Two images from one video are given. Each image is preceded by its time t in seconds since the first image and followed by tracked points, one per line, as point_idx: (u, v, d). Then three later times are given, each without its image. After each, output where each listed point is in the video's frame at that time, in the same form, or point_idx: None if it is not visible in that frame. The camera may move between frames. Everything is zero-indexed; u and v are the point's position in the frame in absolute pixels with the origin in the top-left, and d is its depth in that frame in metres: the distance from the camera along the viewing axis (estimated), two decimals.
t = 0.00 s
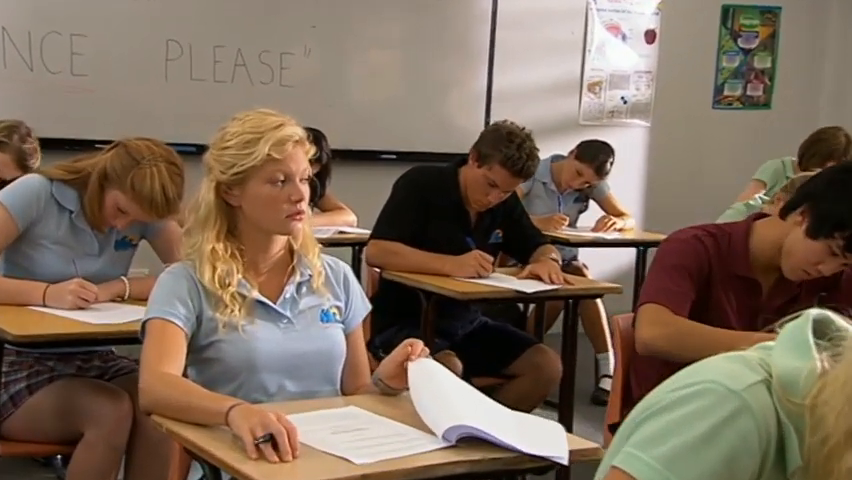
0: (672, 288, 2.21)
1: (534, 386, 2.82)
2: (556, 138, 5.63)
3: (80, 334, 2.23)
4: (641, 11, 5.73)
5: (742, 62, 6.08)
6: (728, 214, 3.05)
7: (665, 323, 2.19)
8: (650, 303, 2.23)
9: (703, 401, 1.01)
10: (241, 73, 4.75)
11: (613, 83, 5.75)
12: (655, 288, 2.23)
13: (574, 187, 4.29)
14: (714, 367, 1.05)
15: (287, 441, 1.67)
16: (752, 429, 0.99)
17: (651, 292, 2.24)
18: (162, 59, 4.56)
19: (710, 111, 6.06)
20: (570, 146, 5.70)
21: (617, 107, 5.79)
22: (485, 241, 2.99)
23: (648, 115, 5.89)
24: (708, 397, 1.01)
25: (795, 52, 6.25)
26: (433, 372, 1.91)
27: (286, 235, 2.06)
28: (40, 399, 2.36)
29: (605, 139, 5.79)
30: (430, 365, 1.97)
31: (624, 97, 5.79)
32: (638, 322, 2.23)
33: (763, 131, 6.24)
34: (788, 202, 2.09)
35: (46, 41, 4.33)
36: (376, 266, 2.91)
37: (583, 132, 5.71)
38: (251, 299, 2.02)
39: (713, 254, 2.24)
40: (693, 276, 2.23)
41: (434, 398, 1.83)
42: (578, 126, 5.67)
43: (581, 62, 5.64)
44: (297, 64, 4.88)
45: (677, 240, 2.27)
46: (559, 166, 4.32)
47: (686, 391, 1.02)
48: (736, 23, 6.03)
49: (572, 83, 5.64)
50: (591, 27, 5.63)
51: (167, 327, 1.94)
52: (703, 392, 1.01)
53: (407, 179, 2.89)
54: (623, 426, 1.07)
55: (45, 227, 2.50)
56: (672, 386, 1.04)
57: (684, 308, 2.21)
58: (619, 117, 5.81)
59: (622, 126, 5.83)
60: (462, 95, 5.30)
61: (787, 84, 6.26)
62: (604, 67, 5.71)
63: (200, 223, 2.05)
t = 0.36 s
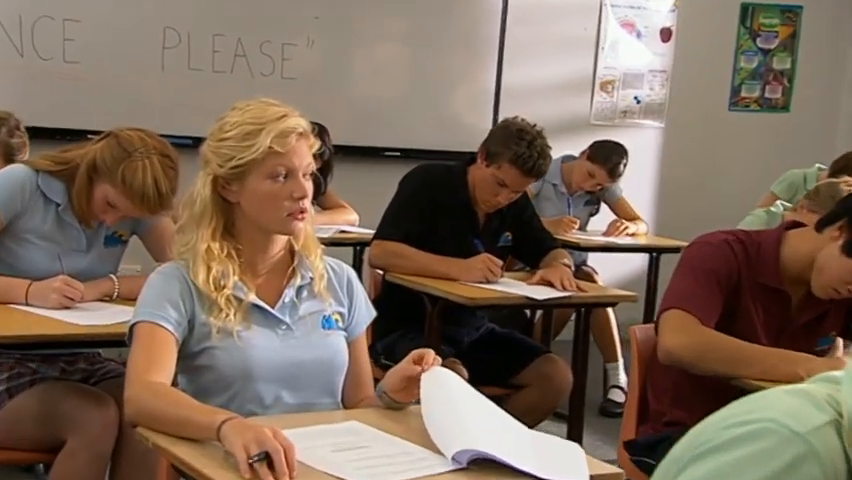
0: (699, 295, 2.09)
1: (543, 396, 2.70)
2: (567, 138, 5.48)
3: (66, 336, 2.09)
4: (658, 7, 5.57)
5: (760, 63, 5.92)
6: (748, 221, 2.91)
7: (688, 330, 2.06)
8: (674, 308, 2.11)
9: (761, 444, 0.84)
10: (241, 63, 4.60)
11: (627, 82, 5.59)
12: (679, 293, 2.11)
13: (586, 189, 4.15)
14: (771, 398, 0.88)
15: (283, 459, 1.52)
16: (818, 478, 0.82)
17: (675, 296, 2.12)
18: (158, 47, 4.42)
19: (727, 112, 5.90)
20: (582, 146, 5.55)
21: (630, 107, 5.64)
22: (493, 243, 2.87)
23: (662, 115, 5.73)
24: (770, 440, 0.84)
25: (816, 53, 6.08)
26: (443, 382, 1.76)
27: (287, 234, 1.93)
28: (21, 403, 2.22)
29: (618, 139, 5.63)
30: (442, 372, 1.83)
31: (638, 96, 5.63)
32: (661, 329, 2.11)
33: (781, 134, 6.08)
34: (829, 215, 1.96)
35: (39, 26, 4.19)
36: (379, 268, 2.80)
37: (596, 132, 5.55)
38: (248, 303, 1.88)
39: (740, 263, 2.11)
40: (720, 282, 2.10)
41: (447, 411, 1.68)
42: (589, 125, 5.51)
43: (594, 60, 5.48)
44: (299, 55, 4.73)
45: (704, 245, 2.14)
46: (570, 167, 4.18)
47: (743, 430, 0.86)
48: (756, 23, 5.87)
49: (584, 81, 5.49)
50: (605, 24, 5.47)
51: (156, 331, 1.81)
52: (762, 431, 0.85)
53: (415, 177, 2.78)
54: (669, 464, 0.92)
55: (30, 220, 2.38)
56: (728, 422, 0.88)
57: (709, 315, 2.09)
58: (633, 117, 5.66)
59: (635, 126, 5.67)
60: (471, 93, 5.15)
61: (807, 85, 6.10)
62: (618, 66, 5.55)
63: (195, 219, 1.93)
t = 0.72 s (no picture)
0: (724, 316, 1.95)
1: (552, 413, 2.56)
2: (578, 143, 5.34)
3: (46, 342, 1.94)
4: (676, 9, 5.43)
5: (779, 70, 5.77)
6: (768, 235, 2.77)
7: (713, 353, 1.92)
8: (697, 332, 1.97)
9: None
10: (241, 58, 4.46)
11: (641, 87, 5.45)
12: (702, 315, 1.98)
13: (598, 196, 4.03)
14: None
15: None
16: None
17: (698, 319, 1.98)
18: (155, 39, 4.27)
19: (744, 120, 5.77)
20: (593, 152, 5.41)
21: (643, 113, 5.50)
22: (503, 251, 2.76)
23: (676, 122, 5.60)
24: None
25: (839, 62, 5.92)
26: (460, 402, 1.59)
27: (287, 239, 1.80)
28: None
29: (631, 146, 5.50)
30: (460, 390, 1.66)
31: (652, 102, 5.50)
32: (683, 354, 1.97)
33: (797, 143, 5.93)
34: None
35: (32, 15, 4.05)
36: (382, 275, 2.66)
37: (607, 137, 5.42)
38: (243, 312, 1.75)
39: (768, 281, 1.97)
40: (747, 302, 1.96)
41: (463, 437, 1.50)
42: (600, 130, 5.38)
43: (607, 63, 5.35)
44: (301, 51, 4.59)
45: (730, 262, 2.00)
46: (581, 173, 4.05)
47: None
48: (775, 28, 5.73)
49: (596, 85, 5.35)
50: (620, 26, 5.34)
51: (144, 340, 1.67)
52: None
53: (420, 179, 2.67)
54: None
55: (13, 217, 2.29)
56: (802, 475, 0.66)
57: (735, 336, 1.95)
58: (647, 123, 5.52)
59: (649, 133, 5.54)
60: (481, 94, 5.02)
61: (830, 92, 5.93)
62: (632, 70, 5.42)
63: (189, 219, 1.80)
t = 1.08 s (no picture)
0: (757, 338, 1.84)
1: (558, 436, 2.43)
2: (589, 152, 5.22)
3: (26, 346, 1.81)
4: (694, 19, 5.31)
5: (800, 84, 5.63)
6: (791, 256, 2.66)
7: (741, 377, 1.81)
8: (726, 353, 1.86)
9: None
10: (244, 54, 4.32)
11: (656, 97, 5.33)
12: (731, 336, 1.86)
13: (611, 210, 3.91)
14: None
15: None
16: None
17: (726, 339, 1.87)
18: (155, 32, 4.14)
19: (763, 136, 5.63)
20: (605, 163, 5.29)
21: (658, 124, 5.37)
22: (513, 263, 2.64)
23: (692, 135, 5.47)
24: None
25: None
26: (477, 438, 1.39)
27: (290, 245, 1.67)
28: None
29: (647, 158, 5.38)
30: (479, 420, 1.45)
31: (667, 114, 5.37)
32: (709, 375, 1.85)
33: (815, 161, 5.76)
34: None
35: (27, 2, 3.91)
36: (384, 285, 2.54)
37: (619, 148, 5.30)
38: (241, 323, 1.62)
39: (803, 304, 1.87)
40: (780, 326, 1.86)
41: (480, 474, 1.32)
42: (613, 141, 5.25)
43: (622, 72, 5.23)
44: (306, 49, 4.45)
45: (765, 282, 1.89)
46: (594, 185, 3.94)
47: None
48: (797, 41, 5.59)
49: (610, 93, 5.23)
50: (637, 34, 5.22)
51: (132, 348, 1.54)
52: None
53: (427, 184, 2.55)
54: None
55: None
56: None
57: (767, 361, 1.83)
58: (661, 135, 5.39)
59: (664, 145, 5.42)
60: (493, 99, 4.89)
61: None
62: (648, 80, 5.30)
63: (186, 220, 1.68)
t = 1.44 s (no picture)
0: (786, 364, 1.70)
1: (567, 458, 2.32)
2: (599, 160, 5.06)
3: None
4: (712, 24, 5.14)
5: (823, 95, 5.43)
6: (813, 273, 2.55)
7: (768, 403, 1.67)
8: (752, 378, 1.72)
9: None
10: (242, 47, 4.18)
11: (671, 104, 5.15)
12: (758, 360, 1.73)
13: (622, 220, 3.79)
14: None
15: None
16: None
17: (751, 364, 1.73)
18: (149, 22, 3.99)
19: (781, 148, 5.44)
20: (615, 172, 5.12)
21: (673, 132, 5.20)
22: (522, 274, 2.52)
23: (707, 144, 5.29)
24: None
25: None
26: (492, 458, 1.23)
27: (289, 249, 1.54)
28: None
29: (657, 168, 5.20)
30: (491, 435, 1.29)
31: (682, 122, 5.19)
32: (734, 403, 1.71)
33: (836, 175, 5.58)
34: None
35: None
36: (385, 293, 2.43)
37: (629, 157, 5.13)
38: (234, 333, 1.49)
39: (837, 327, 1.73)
40: (812, 350, 1.72)
41: None
42: (624, 148, 5.09)
43: (637, 78, 5.06)
44: (309, 44, 4.30)
45: (796, 303, 1.76)
46: (606, 194, 3.83)
47: None
48: (820, 50, 5.41)
49: (624, 100, 5.06)
50: (654, 39, 5.05)
51: (115, 358, 1.40)
52: None
53: (434, 187, 2.45)
54: None
55: None
56: None
57: (797, 389, 1.69)
58: (675, 144, 5.22)
59: (676, 154, 5.24)
60: (501, 104, 4.72)
61: None
62: (663, 87, 5.12)
63: (177, 218, 1.55)
